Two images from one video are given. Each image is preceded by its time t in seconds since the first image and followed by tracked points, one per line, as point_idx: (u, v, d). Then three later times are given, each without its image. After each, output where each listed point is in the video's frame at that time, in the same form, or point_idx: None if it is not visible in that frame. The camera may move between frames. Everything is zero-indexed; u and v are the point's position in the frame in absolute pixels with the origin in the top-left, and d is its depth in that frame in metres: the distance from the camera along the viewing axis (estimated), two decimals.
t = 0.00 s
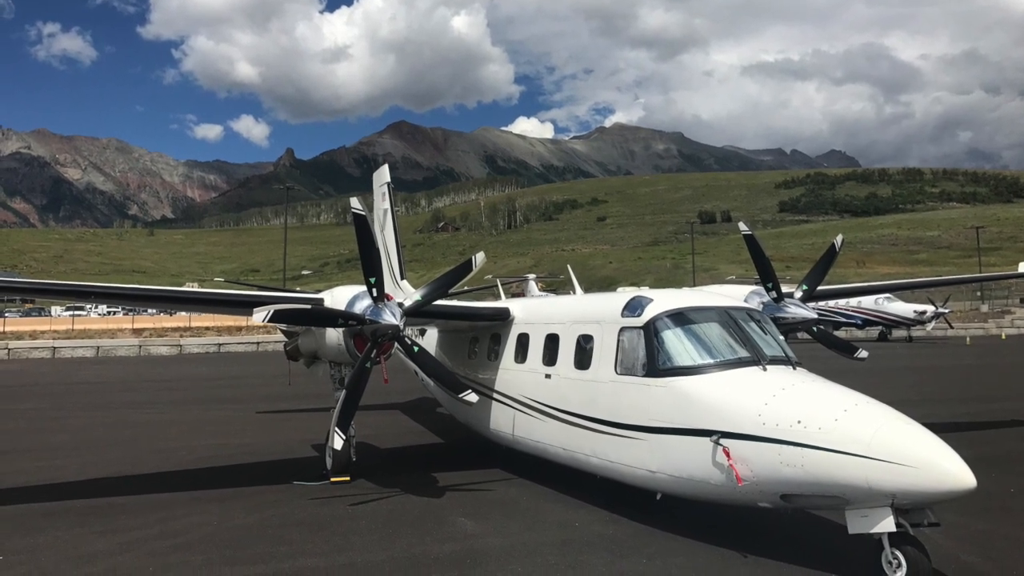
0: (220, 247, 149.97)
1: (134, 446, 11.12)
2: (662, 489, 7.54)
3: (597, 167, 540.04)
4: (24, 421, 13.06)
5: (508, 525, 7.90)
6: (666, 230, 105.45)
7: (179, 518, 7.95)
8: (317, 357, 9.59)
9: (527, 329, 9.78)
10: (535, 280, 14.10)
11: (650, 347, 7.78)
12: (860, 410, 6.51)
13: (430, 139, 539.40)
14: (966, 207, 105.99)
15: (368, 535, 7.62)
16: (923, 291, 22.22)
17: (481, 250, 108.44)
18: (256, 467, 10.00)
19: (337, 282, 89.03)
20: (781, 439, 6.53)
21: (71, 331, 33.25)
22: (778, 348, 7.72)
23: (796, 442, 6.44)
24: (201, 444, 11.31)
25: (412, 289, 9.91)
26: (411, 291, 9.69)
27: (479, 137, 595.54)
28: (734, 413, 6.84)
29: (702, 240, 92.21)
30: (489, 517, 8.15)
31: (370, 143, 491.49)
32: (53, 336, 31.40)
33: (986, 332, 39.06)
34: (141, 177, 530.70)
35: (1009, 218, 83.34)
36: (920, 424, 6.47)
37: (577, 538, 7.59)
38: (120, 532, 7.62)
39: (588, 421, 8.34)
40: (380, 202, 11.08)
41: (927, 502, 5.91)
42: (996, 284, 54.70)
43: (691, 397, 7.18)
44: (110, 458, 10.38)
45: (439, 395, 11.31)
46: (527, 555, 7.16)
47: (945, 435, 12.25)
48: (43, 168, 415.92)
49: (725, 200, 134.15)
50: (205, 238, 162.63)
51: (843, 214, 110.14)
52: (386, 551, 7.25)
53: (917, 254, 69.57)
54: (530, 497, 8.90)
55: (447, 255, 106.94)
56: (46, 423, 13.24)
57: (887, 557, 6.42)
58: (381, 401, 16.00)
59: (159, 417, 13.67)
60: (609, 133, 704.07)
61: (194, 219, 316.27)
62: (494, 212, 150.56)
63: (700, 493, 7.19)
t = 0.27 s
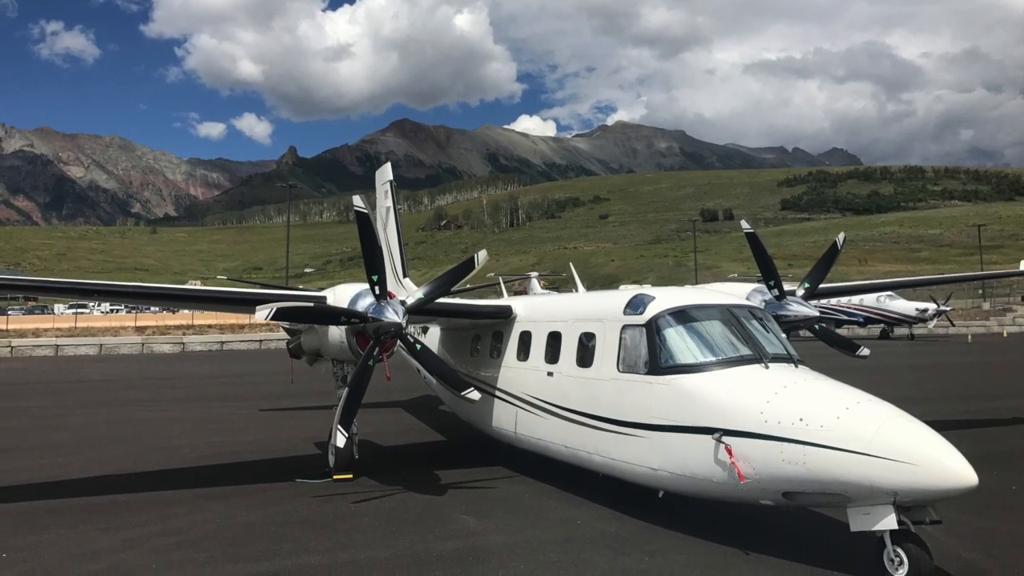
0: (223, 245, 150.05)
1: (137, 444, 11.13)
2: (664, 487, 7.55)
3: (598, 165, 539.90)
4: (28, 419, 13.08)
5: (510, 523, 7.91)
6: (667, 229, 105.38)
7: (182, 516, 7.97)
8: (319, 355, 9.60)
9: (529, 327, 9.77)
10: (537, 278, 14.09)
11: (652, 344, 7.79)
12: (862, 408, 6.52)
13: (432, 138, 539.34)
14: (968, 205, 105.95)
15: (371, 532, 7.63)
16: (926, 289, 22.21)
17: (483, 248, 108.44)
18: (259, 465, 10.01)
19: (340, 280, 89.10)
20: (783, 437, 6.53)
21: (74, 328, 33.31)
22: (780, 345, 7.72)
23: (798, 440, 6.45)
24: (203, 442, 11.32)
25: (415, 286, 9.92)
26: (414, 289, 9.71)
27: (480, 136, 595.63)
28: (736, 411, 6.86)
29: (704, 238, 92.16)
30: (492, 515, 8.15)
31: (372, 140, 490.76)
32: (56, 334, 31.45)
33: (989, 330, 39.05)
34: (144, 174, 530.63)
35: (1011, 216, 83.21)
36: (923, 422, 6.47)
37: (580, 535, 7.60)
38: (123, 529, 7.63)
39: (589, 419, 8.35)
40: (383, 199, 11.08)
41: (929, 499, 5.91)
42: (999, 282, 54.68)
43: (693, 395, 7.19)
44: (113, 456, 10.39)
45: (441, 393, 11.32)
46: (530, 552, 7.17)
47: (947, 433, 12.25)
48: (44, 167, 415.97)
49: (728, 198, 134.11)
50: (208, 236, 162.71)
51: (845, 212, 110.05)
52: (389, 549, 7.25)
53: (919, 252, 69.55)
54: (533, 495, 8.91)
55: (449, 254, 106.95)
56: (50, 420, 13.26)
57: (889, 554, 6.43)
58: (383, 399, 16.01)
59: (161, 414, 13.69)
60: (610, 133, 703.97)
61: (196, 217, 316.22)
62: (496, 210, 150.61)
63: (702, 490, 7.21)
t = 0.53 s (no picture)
0: (225, 242, 150.25)
1: (139, 442, 11.14)
2: (666, 484, 7.57)
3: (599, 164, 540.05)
4: (31, 417, 13.08)
5: (512, 521, 7.92)
6: (669, 227, 105.37)
7: (185, 514, 7.98)
8: (322, 353, 9.62)
9: (531, 325, 9.79)
10: (539, 276, 14.09)
11: (654, 342, 7.81)
12: (864, 405, 6.53)
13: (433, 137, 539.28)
14: (969, 203, 105.97)
15: (374, 530, 7.64)
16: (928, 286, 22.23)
17: (485, 246, 108.56)
18: (262, 462, 10.02)
19: (342, 278, 89.15)
20: (785, 434, 6.54)
21: (77, 326, 33.30)
22: (782, 343, 7.73)
23: (801, 438, 6.45)
24: (206, 439, 11.33)
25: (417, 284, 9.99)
26: (416, 287, 9.72)
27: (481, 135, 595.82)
28: (737, 408, 6.88)
29: (706, 236, 92.22)
30: (494, 513, 8.16)
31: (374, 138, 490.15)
32: (59, 331, 31.47)
33: (990, 327, 39.08)
34: (146, 171, 530.76)
35: (1013, 214, 83.21)
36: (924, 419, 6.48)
37: (582, 533, 7.61)
38: (126, 527, 7.64)
39: (591, 417, 8.37)
40: (385, 198, 11.08)
41: (930, 497, 5.92)
42: (1000, 279, 54.71)
43: (694, 392, 7.21)
44: (116, 454, 10.40)
45: (443, 391, 11.33)
46: (532, 550, 7.18)
47: (949, 431, 12.27)
48: (48, 165, 416.89)
49: (729, 196, 134.15)
50: (210, 234, 162.92)
51: (847, 210, 110.07)
52: (391, 546, 7.27)
53: (921, 250, 69.60)
54: (535, 492, 8.93)
55: (452, 251, 106.94)
56: (53, 418, 13.26)
57: (890, 552, 6.45)
58: (385, 396, 16.03)
59: (164, 412, 13.69)
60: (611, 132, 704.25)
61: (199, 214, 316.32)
62: (498, 208, 150.74)
63: (705, 488, 7.21)
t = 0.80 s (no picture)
0: (228, 240, 150.38)
1: (142, 439, 11.15)
2: (668, 482, 7.58)
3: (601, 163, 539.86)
4: (35, 414, 13.09)
5: (515, 519, 7.93)
6: (671, 225, 105.33)
7: (188, 511, 8.00)
8: (324, 350, 9.64)
9: (534, 323, 9.80)
10: (541, 273, 14.09)
11: (656, 340, 7.82)
12: (865, 403, 6.54)
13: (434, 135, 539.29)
14: (971, 201, 105.87)
15: (376, 528, 7.65)
16: (930, 284, 22.22)
17: (487, 244, 108.67)
18: (264, 460, 10.02)
19: (345, 276, 89.23)
20: (788, 432, 6.55)
21: (80, 324, 33.32)
22: (784, 341, 7.74)
23: (803, 435, 6.46)
24: (209, 437, 11.34)
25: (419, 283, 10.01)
26: (418, 285, 9.74)
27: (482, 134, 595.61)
28: (739, 406, 6.89)
29: (708, 234, 92.23)
30: (496, 510, 8.17)
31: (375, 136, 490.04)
32: (62, 329, 31.48)
33: (992, 326, 39.07)
34: (148, 169, 530.96)
35: (1015, 212, 83.11)
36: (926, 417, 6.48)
37: (584, 531, 7.62)
38: (129, 524, 7.65)
39: (594, 415, 8.38)
40: (387, 196, 11.09)
41: (932, 495, 5.93)
42: (1002, 278, 54.70)
43: (696, 390, 7.22)
44: (119, 452, 10.41)
45: (446, 389, 11.34)
46: (534, 548, 7.20)
47: (951, 428, 12.28)
48: (50, 163, 416.92)
49: (731, 194, 134.12)
50: (213, 232, 163.02)
51: (848, 208, 110.02)
52: (394, 544, 7.29)
53: (923, 248, 69.57)
54: (537, 490, 8.93)
55: (455, 249, 106.95)
56: (56, 416, 13.28)
57: (892, 549, 6.46)
58: (388, 394, 16.04)
59: (167, 410, 13.70)
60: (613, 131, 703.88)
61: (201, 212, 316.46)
62: (501, 207, 150.79)
63: (707, 486, 7.23)
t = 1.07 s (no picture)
0: (230, 238, 150.49)
1: (145, 437, 11.15)
2: (670, 480, 7.60)
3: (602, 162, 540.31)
4: (38, 412, 13.11)
5: (518, 516, 7.94)
6: (673, 223, 105.35)
7: (191, 508, 8.01)
8: (327, 348, 9.65)
9: (536, 321, 9.82)
10: (544, 272, 14.06)
11: (658, 338, 7.83)
12: (867, 401, 6.56)
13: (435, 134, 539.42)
14: (972, 199, 105.90)
15: (379, 525, 7.67)
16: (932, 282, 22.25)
17: (489, 242, 108.60)
18: (267, 458, 10.03)
19: (347, 274, 89.33)
20: (790, 430, 6.55)
21: (83, 322, 33.32)
22: (786, 339, 7.75)
23: (805, 433, 6.47)
24: (211, 435, 11.34)
25: (422, 281, 10.04)
26: (421, 283, 9.78)
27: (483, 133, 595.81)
28: (741, 403, 6.90)
29: (710, 232, 92.30)
30: (499, 508, 8.18)
31: (376, 135, 490.14)
32: (65, 327, 31.50)
33: (993, 323, 39.11)
34: (150, 167, 531.13)
35: (1017, 210, 83.11)
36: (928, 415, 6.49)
37: (586, 528, 7.64)
38: (131, 522, 7.67)
39: (596, 412, 8.39)
40: (390, 194, 11.10)
41: (934, 493, 5.93)
42: (1004, 275, 54.75)
43: (698, 387, 7.24)
44: (123, 449, 10.44)
45: (448, 386, 11.34)
46: (536, 545, 7.21)
47: (952, 426, 12.30)
48: (52, 161, 417.28)
49: (733, 192, 134.14)
50: (215, 230, 163.11)
51: (850, 206, 110.09)
52: (396, 541, 7.30)
53: (924, 246, 69.62)
54: (540, 487, 8.95)
55: (457, 247, 107.02)
56: (60, 414, 13.31)
57: (893, 546, 6.47)
58: (390, 392, 16.06)
59: (170, 408, 13.72)
60: (614, 130, 704.50)
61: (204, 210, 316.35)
62: (503, 205, 150.82)
63: (709, 484, 7.23)
